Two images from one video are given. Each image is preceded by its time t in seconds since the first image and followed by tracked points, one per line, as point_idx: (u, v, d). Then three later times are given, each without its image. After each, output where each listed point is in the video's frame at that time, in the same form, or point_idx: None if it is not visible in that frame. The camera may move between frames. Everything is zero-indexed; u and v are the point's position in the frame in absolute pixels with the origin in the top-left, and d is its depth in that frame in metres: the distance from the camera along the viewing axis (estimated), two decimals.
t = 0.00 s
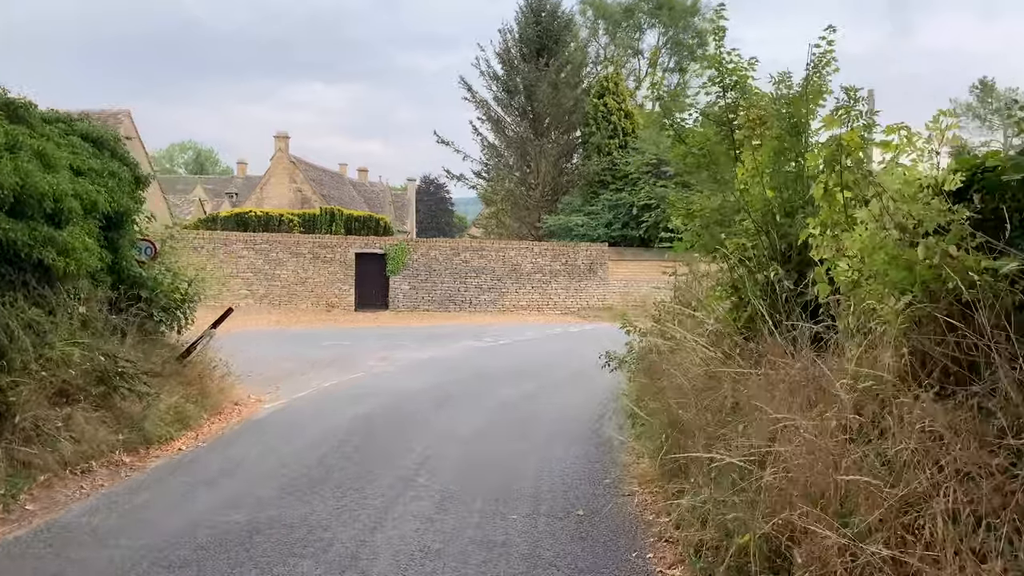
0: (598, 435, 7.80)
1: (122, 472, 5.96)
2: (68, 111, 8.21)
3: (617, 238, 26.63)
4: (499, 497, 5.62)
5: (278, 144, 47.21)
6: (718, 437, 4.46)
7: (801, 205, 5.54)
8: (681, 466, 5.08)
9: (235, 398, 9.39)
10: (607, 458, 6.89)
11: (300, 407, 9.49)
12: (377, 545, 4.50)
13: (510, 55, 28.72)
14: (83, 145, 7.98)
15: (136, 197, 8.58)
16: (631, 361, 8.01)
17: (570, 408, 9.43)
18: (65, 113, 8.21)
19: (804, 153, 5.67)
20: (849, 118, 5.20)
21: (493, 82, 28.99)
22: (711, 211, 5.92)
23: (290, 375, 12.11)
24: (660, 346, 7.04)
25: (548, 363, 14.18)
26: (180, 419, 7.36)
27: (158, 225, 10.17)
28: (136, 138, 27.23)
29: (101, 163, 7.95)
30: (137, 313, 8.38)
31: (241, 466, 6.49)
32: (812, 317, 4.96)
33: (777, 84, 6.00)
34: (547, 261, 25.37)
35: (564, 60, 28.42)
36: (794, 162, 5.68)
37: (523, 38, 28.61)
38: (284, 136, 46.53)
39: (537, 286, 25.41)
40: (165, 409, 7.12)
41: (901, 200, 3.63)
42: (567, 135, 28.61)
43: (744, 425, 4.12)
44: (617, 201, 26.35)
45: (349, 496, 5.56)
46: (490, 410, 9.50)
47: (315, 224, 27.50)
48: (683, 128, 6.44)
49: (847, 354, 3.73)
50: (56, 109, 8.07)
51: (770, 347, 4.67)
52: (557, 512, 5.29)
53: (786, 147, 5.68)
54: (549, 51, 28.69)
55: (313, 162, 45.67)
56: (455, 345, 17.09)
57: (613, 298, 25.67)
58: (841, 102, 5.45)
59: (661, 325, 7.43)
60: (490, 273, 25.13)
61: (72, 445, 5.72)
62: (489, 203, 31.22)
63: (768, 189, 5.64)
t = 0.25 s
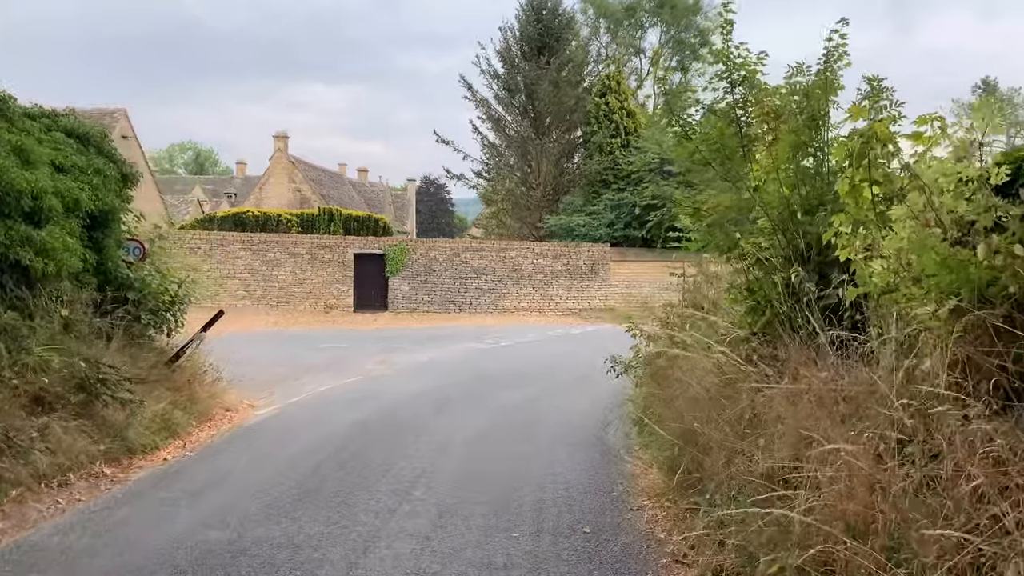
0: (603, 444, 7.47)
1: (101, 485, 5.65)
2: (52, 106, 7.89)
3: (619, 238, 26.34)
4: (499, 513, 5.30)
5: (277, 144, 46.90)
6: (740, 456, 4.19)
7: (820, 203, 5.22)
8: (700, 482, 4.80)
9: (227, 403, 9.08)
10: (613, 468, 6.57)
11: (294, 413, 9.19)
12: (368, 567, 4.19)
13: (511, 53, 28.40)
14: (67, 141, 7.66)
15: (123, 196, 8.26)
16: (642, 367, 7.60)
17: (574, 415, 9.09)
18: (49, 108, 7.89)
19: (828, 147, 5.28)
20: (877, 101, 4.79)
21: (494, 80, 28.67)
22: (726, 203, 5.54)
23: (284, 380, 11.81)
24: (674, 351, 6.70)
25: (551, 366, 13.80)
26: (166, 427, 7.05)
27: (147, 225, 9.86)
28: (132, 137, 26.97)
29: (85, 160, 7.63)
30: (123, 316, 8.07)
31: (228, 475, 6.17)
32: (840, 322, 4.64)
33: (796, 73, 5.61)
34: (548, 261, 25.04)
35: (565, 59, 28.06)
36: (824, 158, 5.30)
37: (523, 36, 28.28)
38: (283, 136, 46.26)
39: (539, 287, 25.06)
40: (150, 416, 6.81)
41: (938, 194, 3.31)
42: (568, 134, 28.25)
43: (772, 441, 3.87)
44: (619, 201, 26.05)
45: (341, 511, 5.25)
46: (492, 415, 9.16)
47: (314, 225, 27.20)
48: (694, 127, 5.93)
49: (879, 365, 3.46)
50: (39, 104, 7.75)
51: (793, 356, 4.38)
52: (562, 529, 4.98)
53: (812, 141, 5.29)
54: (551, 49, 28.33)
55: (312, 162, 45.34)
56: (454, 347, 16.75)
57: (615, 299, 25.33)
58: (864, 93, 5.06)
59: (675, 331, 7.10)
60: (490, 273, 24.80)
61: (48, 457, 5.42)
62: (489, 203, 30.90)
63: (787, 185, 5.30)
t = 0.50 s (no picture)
0: (610, 454, 7.10)
1: (73, 501, 5.27)
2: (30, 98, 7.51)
3: (621, 238, 26.01)
4: (501, 531, 4.93)
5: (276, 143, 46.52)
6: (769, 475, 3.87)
7: (850, 197, 4.85)
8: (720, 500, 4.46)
9: (216, 409, 8.70)
10: (622, 481, 6.22)
11: (286, 418, 8.82)
12: None
13: (512, 51, 28.01)
14: (46, 134, 7.28)
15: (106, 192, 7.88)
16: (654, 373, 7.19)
17: (579, 422, 8.72)
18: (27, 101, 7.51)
19: (857, 138, 4.97)
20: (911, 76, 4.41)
21: (494, 78, 28.28)
22: (746, 198, 5.18)
23: (279, 384, 11.45)
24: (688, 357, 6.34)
25: (554, 370, 13.41)
26: (149, 435, 6.67)
27: (134, 223, 9.47)
28: (128, 135, 26.62)
29: (65, 154, 7.24)
30: (105, 318, 7.70)
31: (211, 489, 5.77)
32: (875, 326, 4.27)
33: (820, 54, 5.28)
34: (549, 261, 24.67)
35: (567, 56, 27.64)
36: (852, 148, 4.96)
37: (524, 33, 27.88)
38: (281, 136, 45.92)
39: (540, 288, 24.67)
40: (131, 425, 6.43)
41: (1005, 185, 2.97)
42: (569, 132, 27.85)
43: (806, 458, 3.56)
44: (621, 201, 25.71)
45: (330, 530, 4.87)
46: (494, 422, 8.78)
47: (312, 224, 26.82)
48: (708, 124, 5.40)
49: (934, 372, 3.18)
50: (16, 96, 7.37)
51: (823, 366, 4.04)
52: (570, 549, 4.60)
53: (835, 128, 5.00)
54: (552, 47, 27.91)
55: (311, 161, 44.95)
56: (454, 349, 16.37)
57: (617, 299, 24.95)
58: (894, 77, 4.69)
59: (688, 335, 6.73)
60: (491, 274, 24.42)
61: (15, 471, 5.04)
62: (489, 202, 30.53)
63: (813, 179, 4.97)
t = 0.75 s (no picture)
0: (614, 460, 6.83)
1: (49, 510, 5.02)
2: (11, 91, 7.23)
3: (623, 237, 25.82)
4: (500, 544, 4.67)
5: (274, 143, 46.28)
6: (788, 489, 3.62)
7: (867, 189, 4.61)
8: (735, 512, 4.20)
9: (206, 412, 8.44)
10: (627, 488, 5.95)
11: (279, 423, 8.56)
12: None
13: (511, 48, 27.74)
14: (28, 127, 7.00)
15: (90, 188, 7.61)
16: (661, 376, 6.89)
17: (581, 426, 8.44)
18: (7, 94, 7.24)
19: (880, 129, 4.72)
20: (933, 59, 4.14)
21: (494, 76, 28.00)
22: (756, 191, 4.93)
23: (274, 387, 11.19)
24: (697, 359, 6.06)
25: (555, 371, 13.13)
26: (134, 440, 6.42)
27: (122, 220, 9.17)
28: (124, 134, 26.37)
29: (47, 148, 6.96)
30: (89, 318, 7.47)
31: (196, 497, 5.51)
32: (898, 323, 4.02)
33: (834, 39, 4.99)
34: (549, 261, 24.39)
35: (567, 54, 27.34)
36: (871, 137, 4.74)
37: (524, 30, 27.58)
38: (280, 135, 45.71)
39: (540, 287, 24.40)
40: (114, 429, 6.18)
41: None
42: (569, 131, 27.59)
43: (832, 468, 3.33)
44: (622, 199, 25.48)
45: (318, 542, 4.61)
46: (493, 426, 8.52)
47: (310, 223, 26.57)
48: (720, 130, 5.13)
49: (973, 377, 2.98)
50: None
51: (844, 370, 3.79)
52: (572, 564, 4.34)
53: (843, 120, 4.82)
54: (552, 44, 27.59)
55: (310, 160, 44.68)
56: (453, 349, 16.08)
57: (618, 299, 24.67)
58: (915, 64, 4.43)
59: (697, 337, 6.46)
60: (490, 273, 24.16)
61: None
62: (489, 201, 30.25)
63: (829, 171, 4.72)
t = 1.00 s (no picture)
0: (618, 472, 6.47)
1: (9, 531, 4.67)
2: None
3: (624, 237, 25.48)
4: (496, 569, 4.31)
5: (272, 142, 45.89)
6: (819, 518, 3.26)
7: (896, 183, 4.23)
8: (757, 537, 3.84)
9: (191, 419, 8.08)
10: (633, 503, 5.59)
11: (268, 430, 8.19)
12: None
13: (511, 45, 27.33)
14: None
15: (66, 185, 7.21)
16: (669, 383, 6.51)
17: (584, 434, 8.08)
18: None
19: (912, 118, 4.35)
20: (976, 44, 3.76)
21: (493, 73, 27.61)
22: (774, 186, 4.58)
23: (265, 392, 10.82)
24: (708, 366, 5.69)
25: (556, 374, 12.76)
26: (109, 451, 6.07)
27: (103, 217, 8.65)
28: (118, 132, 25.99)
29: (18, 141, 6.54)
30: (64, 321, 7.10)
31: (171, 514, 5.15)
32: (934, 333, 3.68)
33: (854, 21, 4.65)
34: (549, 261, 24.01)
35: (567, 51, 26.93)
36: (901, 128, 4.38)
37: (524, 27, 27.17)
38: (278, 134, 45.33)
39: (540, 288, 24.01)
40: (87, 441, 5.83)
41: None
42: (569, 130, 27.20)
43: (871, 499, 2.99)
44: (623, 198, 25.15)
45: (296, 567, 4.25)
46: (492, 435, 8.15)
47: (306, 223, 26.19)
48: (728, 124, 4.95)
49: None
50: None
51: (878, 384, 3.44)
52: None
53: (862, 109, 4.53)
54: (552, 41, 27.19)
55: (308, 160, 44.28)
56: (452, 352, 15.70)
57: (620, 300, 24.29)
58: (950, 46, 4.07)
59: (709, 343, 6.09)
60: (489, 273, 23.77)
61: None
62: (489, 200, 29.86)
63: (851, 164, 4.36)
